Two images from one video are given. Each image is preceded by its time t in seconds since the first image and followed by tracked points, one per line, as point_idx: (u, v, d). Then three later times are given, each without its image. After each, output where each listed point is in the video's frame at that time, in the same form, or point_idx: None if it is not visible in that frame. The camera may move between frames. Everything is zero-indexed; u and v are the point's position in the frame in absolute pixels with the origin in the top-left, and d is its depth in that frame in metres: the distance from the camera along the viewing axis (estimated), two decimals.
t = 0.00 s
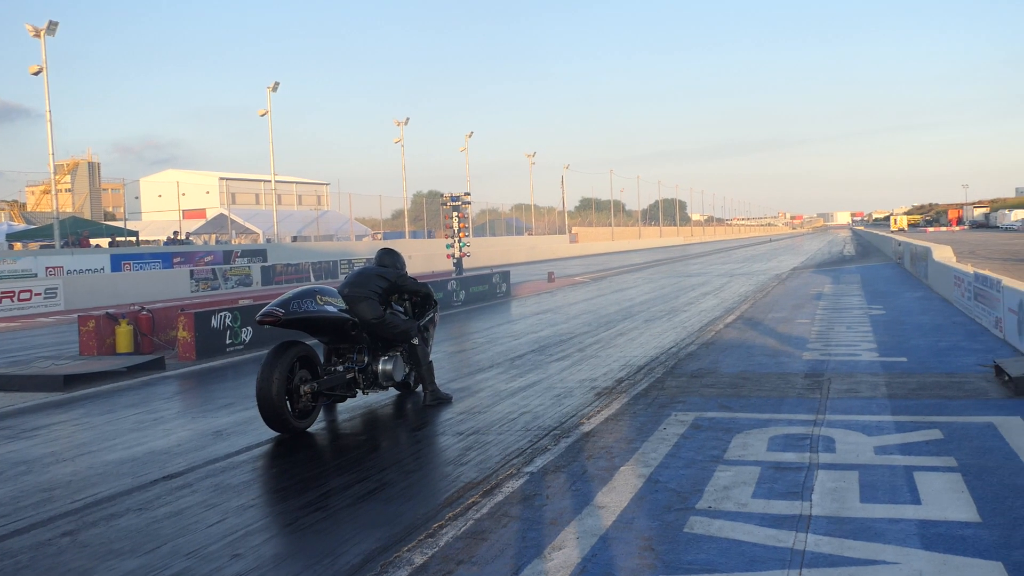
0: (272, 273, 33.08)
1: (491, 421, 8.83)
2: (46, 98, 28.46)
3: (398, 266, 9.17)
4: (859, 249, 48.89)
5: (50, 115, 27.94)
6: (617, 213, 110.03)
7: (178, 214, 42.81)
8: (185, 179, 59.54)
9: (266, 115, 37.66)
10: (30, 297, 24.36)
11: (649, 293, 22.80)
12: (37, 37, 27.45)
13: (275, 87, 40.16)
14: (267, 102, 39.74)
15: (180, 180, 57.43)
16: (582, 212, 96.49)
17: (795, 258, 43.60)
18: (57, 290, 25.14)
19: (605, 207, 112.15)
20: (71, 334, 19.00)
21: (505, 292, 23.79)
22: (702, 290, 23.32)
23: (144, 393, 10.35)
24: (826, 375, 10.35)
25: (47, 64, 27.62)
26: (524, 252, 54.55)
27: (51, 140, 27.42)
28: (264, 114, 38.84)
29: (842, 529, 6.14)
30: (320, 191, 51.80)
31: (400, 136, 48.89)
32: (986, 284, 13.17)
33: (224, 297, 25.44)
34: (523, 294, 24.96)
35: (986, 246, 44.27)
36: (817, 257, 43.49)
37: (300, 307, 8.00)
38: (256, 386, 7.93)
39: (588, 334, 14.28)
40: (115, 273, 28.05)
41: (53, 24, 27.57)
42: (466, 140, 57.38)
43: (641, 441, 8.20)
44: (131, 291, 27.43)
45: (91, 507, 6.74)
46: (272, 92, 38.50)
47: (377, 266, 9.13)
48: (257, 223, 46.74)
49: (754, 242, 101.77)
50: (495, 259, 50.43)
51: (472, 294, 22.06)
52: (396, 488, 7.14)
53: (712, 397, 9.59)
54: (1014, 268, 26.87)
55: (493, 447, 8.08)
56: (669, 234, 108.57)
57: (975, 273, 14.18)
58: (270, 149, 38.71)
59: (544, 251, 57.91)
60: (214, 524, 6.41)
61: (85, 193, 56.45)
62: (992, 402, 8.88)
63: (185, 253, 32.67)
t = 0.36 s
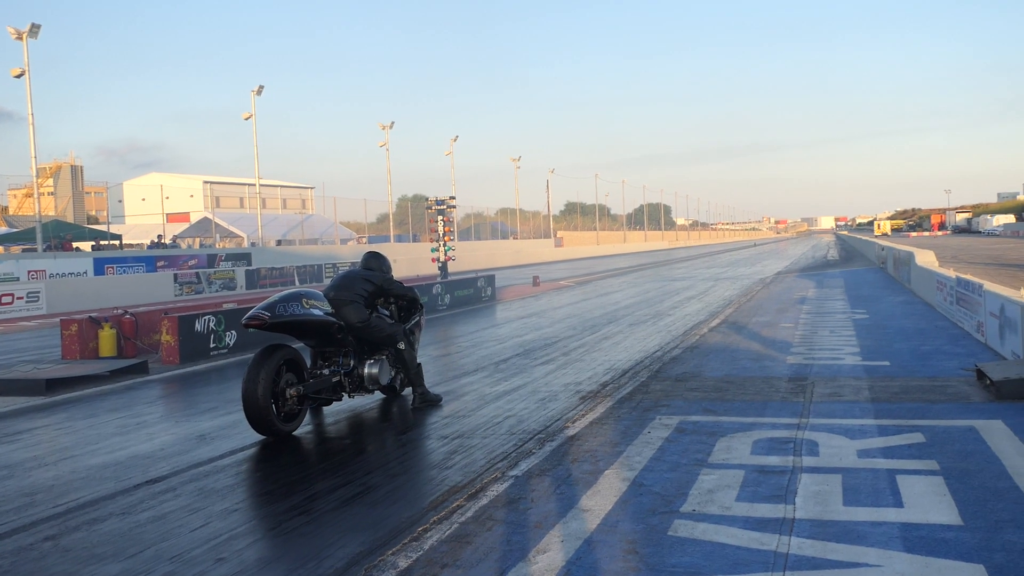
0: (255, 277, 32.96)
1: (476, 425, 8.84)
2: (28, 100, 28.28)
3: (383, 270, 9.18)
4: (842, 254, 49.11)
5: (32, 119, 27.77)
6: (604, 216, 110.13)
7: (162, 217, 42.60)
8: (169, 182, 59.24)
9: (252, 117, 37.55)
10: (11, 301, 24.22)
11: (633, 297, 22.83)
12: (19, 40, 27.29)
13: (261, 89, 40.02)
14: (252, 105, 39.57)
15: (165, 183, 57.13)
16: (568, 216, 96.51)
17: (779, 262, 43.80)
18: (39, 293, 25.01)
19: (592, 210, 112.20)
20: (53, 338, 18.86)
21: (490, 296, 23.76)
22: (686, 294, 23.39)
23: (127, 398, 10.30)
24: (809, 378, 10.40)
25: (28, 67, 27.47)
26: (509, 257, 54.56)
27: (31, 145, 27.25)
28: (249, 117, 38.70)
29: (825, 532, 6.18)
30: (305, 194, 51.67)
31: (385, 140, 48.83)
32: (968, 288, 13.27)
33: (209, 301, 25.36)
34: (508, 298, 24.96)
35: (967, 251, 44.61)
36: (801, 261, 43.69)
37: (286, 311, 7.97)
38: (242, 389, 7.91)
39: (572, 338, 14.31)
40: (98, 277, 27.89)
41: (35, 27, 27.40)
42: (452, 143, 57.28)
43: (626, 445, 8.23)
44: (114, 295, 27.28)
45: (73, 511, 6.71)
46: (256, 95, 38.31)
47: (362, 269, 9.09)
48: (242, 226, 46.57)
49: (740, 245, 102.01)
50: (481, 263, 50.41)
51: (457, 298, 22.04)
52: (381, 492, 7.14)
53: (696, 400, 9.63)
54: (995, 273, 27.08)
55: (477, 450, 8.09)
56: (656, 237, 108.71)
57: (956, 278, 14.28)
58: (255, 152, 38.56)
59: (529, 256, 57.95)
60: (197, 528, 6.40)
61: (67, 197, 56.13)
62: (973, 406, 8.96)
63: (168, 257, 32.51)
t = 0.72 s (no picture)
0: (252, 278, 32.94)
1: (473, 427, 8.84)
2: (24, 102, 28.25)
3: (382, 271, 9.15)
4: (839, 254, 49.13)
5: (27, 121, 27.77)
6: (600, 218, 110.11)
7: (158, 218, 42.56)
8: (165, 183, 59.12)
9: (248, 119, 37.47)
10: (7, 302, 24.18)
11: (630, 298, 22.83)
12: (15, 41, 27.28)
13: (257, 91, 39.96)
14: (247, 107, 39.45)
15: (160, 184, 57.07)
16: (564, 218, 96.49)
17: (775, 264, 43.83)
18: (35, 295, 25.01)
19: (588, 211, 112.11)
20: (48, 340, 18.82)
21: (487, 297, 23.75)
22: (683, 295, 23.39)
23: (123, 399, 10.28)
24: (806, 380, 10.40)
25: (24, 68, 27.47)
26: (506, 258, 54.55)
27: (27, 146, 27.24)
28: (245, 119, 38.62)
29: (822, 533, 6.18)
30: (302, 195, 51.64)
31: (381, 141, 48.83)
32: (964, 289, 13.28)
33: (204, 303, 25.30)
34: (504, 299, 24.96)
35: (963, 252, 44.63)
36: (797, 262, 43.68)
37: (284, 312, 7.98)
38: (240, 390, 7.89)
39: (569, 339, 14.31)
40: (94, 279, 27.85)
41: (31, 28, 27.38)
42: (448, 144, 57.16)
43: (623, 446, 8.23)
44: (111, 297, 27.24)
45: (69, 513, 6.70)
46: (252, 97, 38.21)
47: (361, 271, 9.07)
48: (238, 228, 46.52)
49: (737, 246, 101.97)
50: (477, 265, 50.37)
51: (453, 300, 22.02)
52: (377, 493, 7.13)
53: (693, 401, 9.63)
54: (991, 274, 27.11)
55: (474, 452, 8.08)
56: (652, 239, 108.70)
57: (952, 280, 14.29)
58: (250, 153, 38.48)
59: (525, 258, 57.94)
60: (194, 530, 6.40)
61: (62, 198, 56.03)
62: (970, 407, 8.96)
63: (164, 259, 32.46)
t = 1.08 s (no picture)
0: (248, 279, 32.88)
1: (469, 428, 8.83)
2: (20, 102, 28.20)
3: (380, 272, 9.14)
4: (835, 256, 49.20)
5: (24, 121, 27.75)
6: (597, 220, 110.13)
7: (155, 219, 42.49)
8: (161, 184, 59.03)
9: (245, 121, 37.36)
10: (3, 303, 24.14)
11: (627, 299, 22.83)
12: (11, 41, 27.23)
13: (254, 92, 39.91)
14: (244, 108, 39.34)
15: (157, 186, 57.01)
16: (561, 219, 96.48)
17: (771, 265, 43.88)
18: (31, 296, 24.98)
19: (585, 213, 112.08)
20: (44, 341, 18.78)
21: (484, 298, 23.73)
22: (679, 296, 23.38)
23: (120, 400, 10.27)
24: (803, 381, 10.40)
25: (20, 69, 27.44)
26: (503, 260, 54.52)
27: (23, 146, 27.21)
28: (241, 120, 38.53)
29: (819, 534, 6.18)
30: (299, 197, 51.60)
31: (378, 143, 48.79)
32: (960, 291, 13.30)
33: (200, 303, 25.28)
34: (501, 300, 24.94)
35: (959, 253, 44.66)
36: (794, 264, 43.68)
37: (284, 312, 7.95)
38: (239, 390, 7.89)
39: (566, 340, 14.29)
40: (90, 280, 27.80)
41: (27, 29, 27.34)
42: (445, 146, 57.09)
43: (620, 447, 8.22)
44: (107, 298, 27.21)
45: (65, 514, 6.69)
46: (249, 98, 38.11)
47: (359, 272, 9.07)
48: (235, 229, 46.45)
49: (734, 248, 101.97)
50: (474, 266, 50.34)
51: (450, 301, 22.03)
52: (374, 495, 7.12)
53: (690, 403, 9.63)
54: (987, 275, 27.13)
55: (471, 453, 8.07)
56: (649, 240, 108.74)
57: (949, 281, 14.31)
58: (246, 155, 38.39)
59: (522, 260, 57.93)
60: (190, 531, 6.38)
61: (58, 199, 55.94)
62: (966, 408, 8.96)
63: (161, 260, 32.41)
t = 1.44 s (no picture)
0: (247, 280, 32.86)
1: (466, 431, 8.82)
2: (20, 100, 28.22)
3: (379, 273, 9.14)
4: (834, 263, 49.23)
5: (24, 119, 27.77)
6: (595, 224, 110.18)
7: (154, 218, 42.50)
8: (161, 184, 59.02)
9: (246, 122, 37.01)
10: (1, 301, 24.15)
11: (625, 304, 22.85)
12: (12, 39, 27.25)
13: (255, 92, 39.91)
14: (245, 108, 39.31)
15: (156, 185, 57.02)
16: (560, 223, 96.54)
17: (770, 271, 43.87)
18: (29, 294, 24.99)
19: (584, 217, 112.10)
20: (41, 339, 18.78)
21: (482, 301, 23.73)
22: (678, 301, 23.37)
23: (116, 399, 10.26)
24: (799, 388, 10.40)
25: (21, 67, 27.47)
26: (501, 262, 54.52)
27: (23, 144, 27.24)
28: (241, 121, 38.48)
29: (814, 542, 6.18)
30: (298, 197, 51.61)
31: (378, 144, 48.74)
32: (958, 299, 13.32)
33: (198, 303, 25.29)
34: (499, 303, 24.95)
35: (957, 262, 44.67)
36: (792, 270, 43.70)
37: (283, 313, 7.93)
38: (238, 391, 7.88)
39: (564, 344, 14.29)
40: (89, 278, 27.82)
41: (29, 27, 27.35)
42: (444, 148, 57.10)
43: (616, 452, 8.21)
44: (104, 297, 27.22)
45: (60, 513, 6.68)
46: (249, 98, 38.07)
47: (359, 273, 9.06)
48: (234, 229, 46.47)
49: (733, 253, 101.96)
50: (472, 269, 50.34)
51: (449, 303, 22.03)
52: (370, 497, 7.11)
53: (687, 408, 9.63)
54: (985, 284, 27.13)
55: (467, 456, 8.06)
56: (648, 245, 108.75)
57: (947, 289, 14.32)
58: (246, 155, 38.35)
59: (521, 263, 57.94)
60: (185, 531, 6.38)
61: (57, 198, 55.96)
62: (963, 417, 8.95)
63: (160, 259, 32.42)
